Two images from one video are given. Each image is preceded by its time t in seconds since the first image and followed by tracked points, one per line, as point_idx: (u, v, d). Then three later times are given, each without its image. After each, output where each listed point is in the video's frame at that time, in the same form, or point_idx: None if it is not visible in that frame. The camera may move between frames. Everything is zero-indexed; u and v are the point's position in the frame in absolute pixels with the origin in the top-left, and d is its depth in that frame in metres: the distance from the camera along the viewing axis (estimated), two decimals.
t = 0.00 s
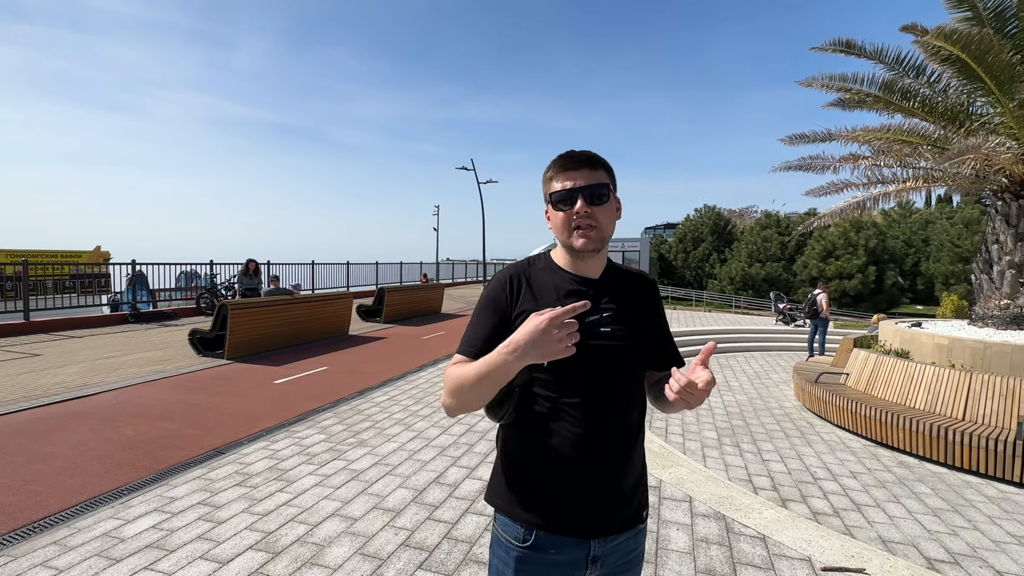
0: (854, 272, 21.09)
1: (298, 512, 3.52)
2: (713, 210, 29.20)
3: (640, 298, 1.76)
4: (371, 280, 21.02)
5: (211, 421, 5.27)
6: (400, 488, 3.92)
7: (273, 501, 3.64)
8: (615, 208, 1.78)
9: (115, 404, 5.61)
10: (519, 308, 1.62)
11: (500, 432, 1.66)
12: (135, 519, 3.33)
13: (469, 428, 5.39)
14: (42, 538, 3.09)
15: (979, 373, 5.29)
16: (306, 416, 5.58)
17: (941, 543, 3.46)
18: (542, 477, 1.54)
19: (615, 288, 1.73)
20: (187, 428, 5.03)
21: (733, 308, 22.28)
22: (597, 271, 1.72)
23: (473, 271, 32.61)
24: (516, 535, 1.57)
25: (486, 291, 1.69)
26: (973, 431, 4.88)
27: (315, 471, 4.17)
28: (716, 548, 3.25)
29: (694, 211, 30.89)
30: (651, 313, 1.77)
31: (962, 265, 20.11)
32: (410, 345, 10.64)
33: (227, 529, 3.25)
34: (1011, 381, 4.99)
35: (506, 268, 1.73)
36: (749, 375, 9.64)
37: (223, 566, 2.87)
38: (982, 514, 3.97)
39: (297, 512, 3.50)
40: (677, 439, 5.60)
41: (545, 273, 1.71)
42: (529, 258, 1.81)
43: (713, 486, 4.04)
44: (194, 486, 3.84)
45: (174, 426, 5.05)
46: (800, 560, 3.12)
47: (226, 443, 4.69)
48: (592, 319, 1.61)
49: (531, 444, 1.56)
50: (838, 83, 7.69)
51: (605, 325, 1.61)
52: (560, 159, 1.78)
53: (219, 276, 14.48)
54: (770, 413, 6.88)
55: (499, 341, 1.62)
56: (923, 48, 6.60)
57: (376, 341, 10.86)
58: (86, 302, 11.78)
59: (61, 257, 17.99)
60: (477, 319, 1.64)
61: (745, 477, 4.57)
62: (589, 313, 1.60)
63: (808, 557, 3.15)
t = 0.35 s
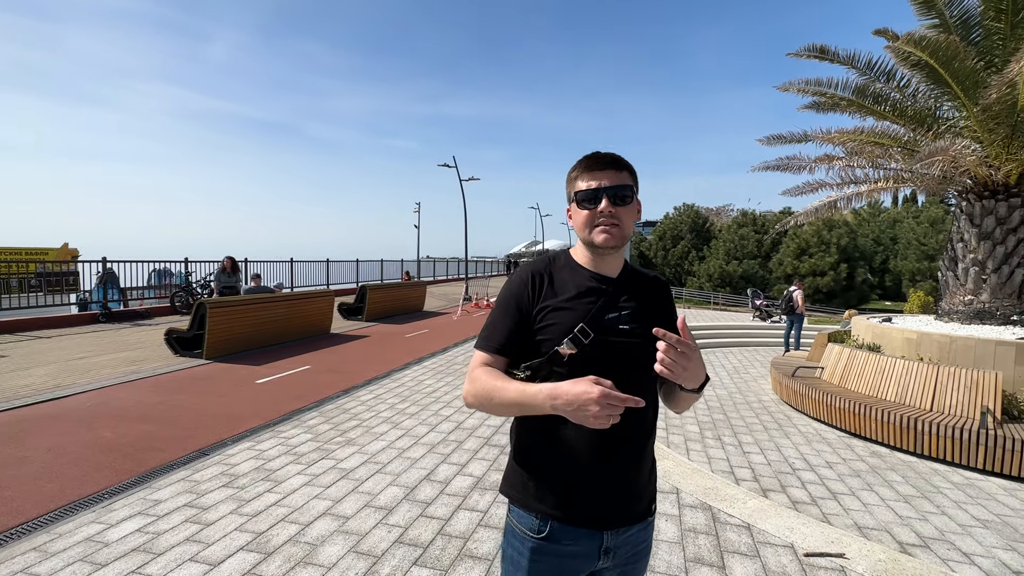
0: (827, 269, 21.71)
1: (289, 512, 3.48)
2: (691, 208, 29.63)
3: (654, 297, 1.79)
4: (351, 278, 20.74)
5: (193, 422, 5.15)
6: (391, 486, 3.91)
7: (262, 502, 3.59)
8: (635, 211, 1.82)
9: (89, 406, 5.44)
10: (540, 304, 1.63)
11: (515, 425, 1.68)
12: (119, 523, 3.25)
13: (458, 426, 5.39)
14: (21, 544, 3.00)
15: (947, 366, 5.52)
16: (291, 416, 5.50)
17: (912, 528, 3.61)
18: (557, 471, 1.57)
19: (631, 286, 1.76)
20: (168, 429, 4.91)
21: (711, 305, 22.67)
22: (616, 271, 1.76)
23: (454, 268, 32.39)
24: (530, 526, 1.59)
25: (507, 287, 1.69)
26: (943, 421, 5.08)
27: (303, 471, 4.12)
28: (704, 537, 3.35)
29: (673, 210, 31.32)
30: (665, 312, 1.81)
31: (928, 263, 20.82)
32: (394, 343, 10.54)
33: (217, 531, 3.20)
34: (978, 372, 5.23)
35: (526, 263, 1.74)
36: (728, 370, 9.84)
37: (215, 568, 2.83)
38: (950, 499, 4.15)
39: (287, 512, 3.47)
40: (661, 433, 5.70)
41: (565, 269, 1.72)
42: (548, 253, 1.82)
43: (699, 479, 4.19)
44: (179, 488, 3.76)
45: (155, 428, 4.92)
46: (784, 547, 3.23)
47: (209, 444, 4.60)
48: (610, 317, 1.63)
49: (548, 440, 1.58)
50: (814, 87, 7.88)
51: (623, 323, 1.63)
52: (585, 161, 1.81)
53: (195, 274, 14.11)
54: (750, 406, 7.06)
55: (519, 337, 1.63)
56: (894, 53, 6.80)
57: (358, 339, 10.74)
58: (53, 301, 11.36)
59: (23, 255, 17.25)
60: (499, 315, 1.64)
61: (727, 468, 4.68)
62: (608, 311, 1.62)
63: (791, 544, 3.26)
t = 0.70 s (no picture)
0: (801, 267, 22.25)
1: (277, 510, 3.46)
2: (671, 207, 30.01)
3: (642, 296, 1.81)
4: (332, 276, 20.48)
5: (173, 423, 5.05)
6: (379, 483, 3.90)
7: (249, 501, 3.55)
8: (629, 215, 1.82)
9: (63, 408, 5.28)
10: (529, 303, 1.67)
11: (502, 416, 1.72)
12: (102, 525, 3.18)
13: (444, 423, 5.39)
14: None
15: (914, 360, 5.72)
16: (275, 415, 5.44)
17: (882, 514, 3.75)
18: (543, 460, 1.60)
19: (621, 285, 1.78)
20: (149, 430, 4.81)
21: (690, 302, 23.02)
22: (605, 274, 1.76)
23: (436, 266, 32.22)
24: (516, 512, 1.62)
25: (497, 284, 1.73)
26: (910, 412, 5.28)
27: (290, 470, 4.09)
28: (687, 526, 3.43)
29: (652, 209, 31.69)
30: (655, 310, 1.83)
31: (896, 260, 21.51)
32: (376, 341, 10.46)
33: (204, 531, 3.16)
34: (943, 365, 5.42)
35: (517, 261, 1.76)
36: (708, 365, 10.04)
37: (204, 568, 2.80)
38: (916, 486, 4.32)
39: (276, 511, 3.43)
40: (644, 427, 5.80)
41: (555, 269, 1.75)
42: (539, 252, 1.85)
43: (681, 471, 4.27)
44: (163, 489, 3.70)
45: (134, 429, 4.81)
46: (762, 534, 3.34)
47: (192, 445, 4.52)
48: (596, 317, 1.66)
49: (533, 432, 1.62)
50: (789, 91, 8.05)
51: (609, 323, 1.66)
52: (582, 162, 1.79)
53: (169, 272, 13.77)
54: (729, 401, 7.22)
55: (506, 335, 1.67)
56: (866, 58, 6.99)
57: (339, 338, 10.63)
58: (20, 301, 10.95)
59: None
60: (487, 313, 1.68)
61: (707, 460, 4.80)
62: (593, 312, 1.65)
63: (769, 531, 3.37)
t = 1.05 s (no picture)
0: (778, 265, 22.78)
1: (268, 507, 3.43)
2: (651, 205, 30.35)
3: (598, 291, 1.86)
4: (312, 275, 20.21)
5: (155, 423, 4.96)
6: (369, 479, 3.90)
7: (240, 499, 3.52)
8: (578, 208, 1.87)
9: (39, 410, 5.13)
10: (485, 305, 1.69)
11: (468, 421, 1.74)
12: (88, 526, 3.12)
13: (431, 419, 5.40)
14: None
15: (884, 353, 5.92)
16: (260, 414, 5.38)
17: (854, 500, 3.90)
18: (510, 463, 1.63)
19: (575, 281, 1.81)
20: (131, 431, 4.72)
21: (672, 299, 23.34)
22: (558, 268, 1.81)
23: (418, 264, 32.03)
24: (487, 518, 1.65)
25: (453, 288, 1.75)
26: (881, 403, 5.47)
27: (279, 468, 4.06)
28: (671, 514, 3.52)
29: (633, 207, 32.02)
30: (612, 304, 1.88)
31: (868, 258, 22.13)
32: (358, 339, 10.39)
33: (195, 528, 3.13)
34: (910, 358, 5.63)
35: (471, 264, 1.79)
36: (688, 361, 10.23)
37: (197, 565, 2.78)
38: (886, 474, 4.49)
39: (267, 508, 3.42)
40: (627, 421, 5.90)
41: (509, 269, 1.78)
42: (493, 253, 1.87)
43: (665, 462, 4.37)
44: (149, 489, 3.64)
45: (116, 430, 4.71)
46: (742, 520, 3.44)
47: (176, 445, 4.45)
48: (552, 314, 1.68)
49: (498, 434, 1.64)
50: (768, 92, 8.21)
51: (565, 319, 1.69)
52: (529, 160, 1.83)
53: (144, 271, 13.43)
54: (709, 395, 7.38)
55: (465, 338, 1.70)
56: (840, 64, 7.17)
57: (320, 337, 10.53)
58: None
59: None
60: (445, 317, 1.70)
61: (689, 452, 4.91)
62: (549, 309, 1.68)
63: (749, 517, 3.48)
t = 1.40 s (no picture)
0: (757, 262, 23.24)
1: (262, 504, 3.41)
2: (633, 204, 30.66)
3: (557, 289, 1.90)
4: (294, 273, 19.93)
5: (139, 423, 4.87)
6: (361, 476, 3.89)
7: (232, 497, 3.49)
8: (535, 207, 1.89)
9: (16, 412, 4.98)
10: (445, 313, 1.70)
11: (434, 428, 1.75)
12: (77, 527, 3.07)
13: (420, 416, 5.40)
14: None
15: (859, 348, 6.11)
16: (247, 414, 5.31)
17: (831, 488, 4.03)
18: (480, 465, 1.66)
19: (534, 280, 1.84)
20: (114, 432, 4.61)
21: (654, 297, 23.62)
22: (518, 269, 1.84)
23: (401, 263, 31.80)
24: (461, 519, 1.66)
25: (411, 298, 1.74)
26: (855, 396, 5.64)
27: (270, 466, 4.02)
28: (659, 504, 3.59)
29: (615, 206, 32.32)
30: (571, 301, 1.93)
31: (843, 256, 22.70)
32: (342, 338, 10.30)
33: (188, 527, 3.10)
34: (883, 353, 5.82)
35: (428, 272, 1.79)
36: (671, 357, 10.39)
37: (192, 563, 2.76)
38: (861, 463, 4.65)
39: (260, 506, 3.39)
40: (613, 416, 5.98)
41: (467, 274, 1.78)
42: (450, 258, 1.86)
43: (651, 454, 4.46)
44: (138, 489, 3.58)
45: (98, 431, 4.61)
46: (727, 508, 3.54)
47: (162, 445, 4.37)
48: (513, 316, 1.70)
49: (466, 440, 1.67)
50: (748, 95, 8.37)
51: (527, 319, 1.71)
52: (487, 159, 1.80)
53: (120, 270, 13.11)
54: (691, 390, 7.52)
55: (427, 348, 1.70)
56: (817, 69, 7.36)
57: (303, 336, 10.41)
58: None
59: None
60: (405, 328, 1.70)
61: (674, 445, 5.01)
62: (511, 311, 1.70)
63: (733, 505, 3.57)
